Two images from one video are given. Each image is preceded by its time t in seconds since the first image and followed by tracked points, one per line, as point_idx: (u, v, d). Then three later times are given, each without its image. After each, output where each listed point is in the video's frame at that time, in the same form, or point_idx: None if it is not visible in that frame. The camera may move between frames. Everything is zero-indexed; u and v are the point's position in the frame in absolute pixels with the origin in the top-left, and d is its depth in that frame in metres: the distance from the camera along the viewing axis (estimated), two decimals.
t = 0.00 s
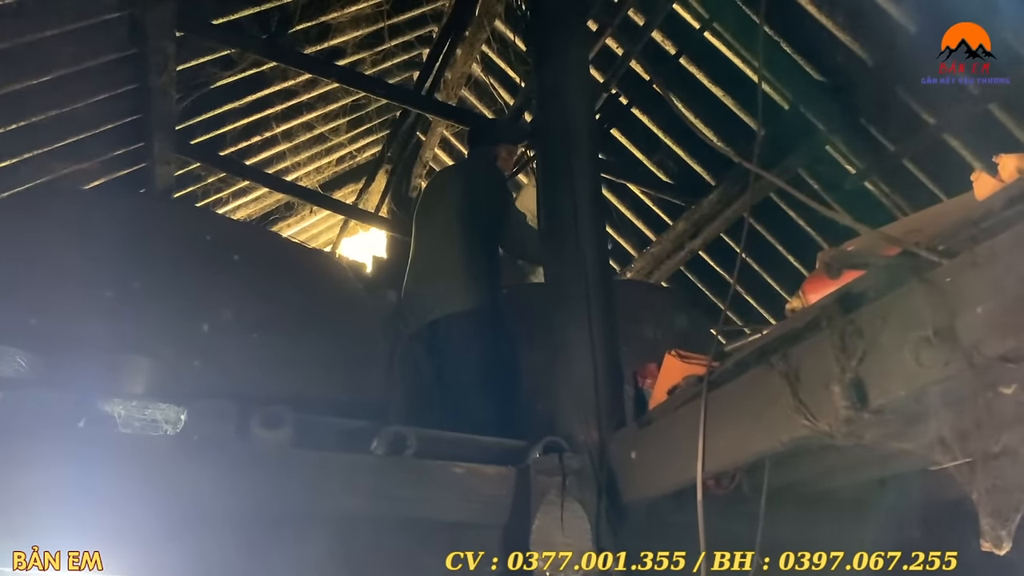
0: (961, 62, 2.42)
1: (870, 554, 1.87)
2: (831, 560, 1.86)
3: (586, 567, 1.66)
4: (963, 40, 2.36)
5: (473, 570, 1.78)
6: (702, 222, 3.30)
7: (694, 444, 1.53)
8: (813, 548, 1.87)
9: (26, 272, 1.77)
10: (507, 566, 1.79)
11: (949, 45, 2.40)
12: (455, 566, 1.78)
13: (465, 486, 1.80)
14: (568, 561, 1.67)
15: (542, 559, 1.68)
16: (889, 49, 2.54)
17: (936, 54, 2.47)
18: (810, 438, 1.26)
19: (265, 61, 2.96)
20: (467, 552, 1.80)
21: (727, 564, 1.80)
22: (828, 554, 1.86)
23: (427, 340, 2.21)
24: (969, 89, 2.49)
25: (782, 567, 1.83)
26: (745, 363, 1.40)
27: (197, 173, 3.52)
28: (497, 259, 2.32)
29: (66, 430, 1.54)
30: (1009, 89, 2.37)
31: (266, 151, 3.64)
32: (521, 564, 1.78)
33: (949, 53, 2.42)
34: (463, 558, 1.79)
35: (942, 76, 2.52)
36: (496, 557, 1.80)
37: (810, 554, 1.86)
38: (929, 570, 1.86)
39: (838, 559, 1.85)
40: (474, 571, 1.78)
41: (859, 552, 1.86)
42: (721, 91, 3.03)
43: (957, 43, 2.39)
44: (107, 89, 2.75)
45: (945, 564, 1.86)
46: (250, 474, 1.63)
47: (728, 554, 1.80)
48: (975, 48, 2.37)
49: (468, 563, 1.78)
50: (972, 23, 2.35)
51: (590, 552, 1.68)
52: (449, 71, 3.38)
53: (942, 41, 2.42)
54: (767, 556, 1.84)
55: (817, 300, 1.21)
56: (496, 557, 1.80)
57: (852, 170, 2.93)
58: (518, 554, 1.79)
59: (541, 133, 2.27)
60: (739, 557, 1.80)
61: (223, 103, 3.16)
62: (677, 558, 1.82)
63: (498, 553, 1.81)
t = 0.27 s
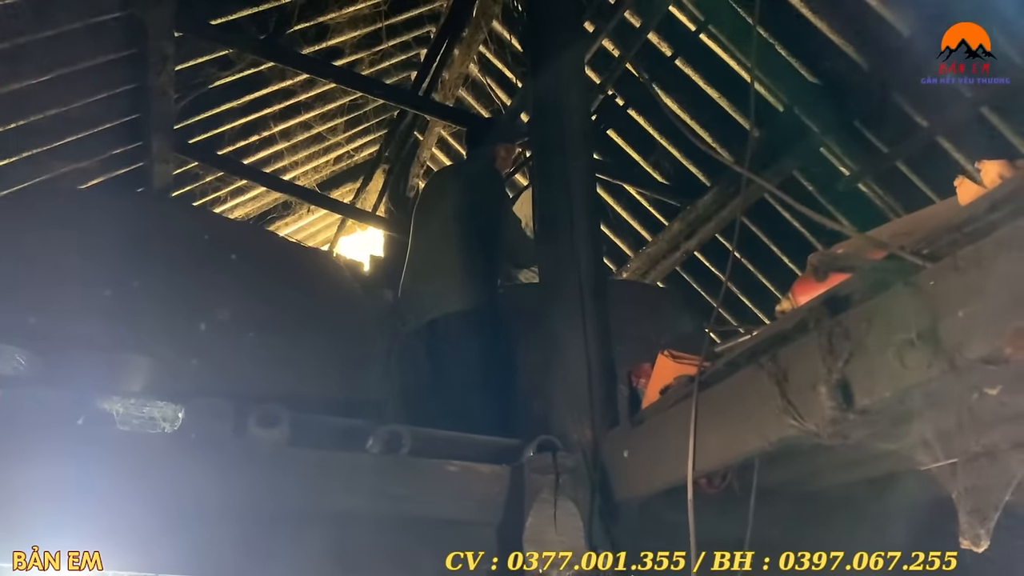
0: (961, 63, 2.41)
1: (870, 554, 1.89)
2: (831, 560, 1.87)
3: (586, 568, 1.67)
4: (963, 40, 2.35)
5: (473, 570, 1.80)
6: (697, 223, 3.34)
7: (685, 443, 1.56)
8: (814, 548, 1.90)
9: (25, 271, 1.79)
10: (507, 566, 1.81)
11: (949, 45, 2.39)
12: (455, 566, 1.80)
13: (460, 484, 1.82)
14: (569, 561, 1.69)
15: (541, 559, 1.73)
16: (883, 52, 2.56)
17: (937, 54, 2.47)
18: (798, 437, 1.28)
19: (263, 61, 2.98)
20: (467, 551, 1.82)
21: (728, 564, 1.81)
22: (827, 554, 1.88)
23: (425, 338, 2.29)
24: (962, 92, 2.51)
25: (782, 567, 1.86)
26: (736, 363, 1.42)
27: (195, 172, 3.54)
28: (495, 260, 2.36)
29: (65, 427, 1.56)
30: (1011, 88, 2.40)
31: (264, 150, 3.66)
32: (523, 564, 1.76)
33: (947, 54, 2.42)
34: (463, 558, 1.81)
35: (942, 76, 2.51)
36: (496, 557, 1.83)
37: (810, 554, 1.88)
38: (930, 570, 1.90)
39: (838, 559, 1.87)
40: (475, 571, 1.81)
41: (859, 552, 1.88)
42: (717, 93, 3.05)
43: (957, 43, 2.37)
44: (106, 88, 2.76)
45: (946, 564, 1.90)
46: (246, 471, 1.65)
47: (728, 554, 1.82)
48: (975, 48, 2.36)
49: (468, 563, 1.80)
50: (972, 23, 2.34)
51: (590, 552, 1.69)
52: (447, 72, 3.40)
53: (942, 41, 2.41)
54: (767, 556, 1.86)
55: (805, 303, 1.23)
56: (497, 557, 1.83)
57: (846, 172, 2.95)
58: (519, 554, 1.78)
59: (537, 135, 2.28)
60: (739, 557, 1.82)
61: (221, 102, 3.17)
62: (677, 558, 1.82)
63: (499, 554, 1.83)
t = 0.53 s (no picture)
0: (961, 62, 2.40)
1: (870, 554, 1.92)
2: (831, 559, 1.90)
3: (586, 567, 1.70)
4: (963, 40, 2.35)
5: (473, 570, 1.83)
6: (689, 223, 3.35)
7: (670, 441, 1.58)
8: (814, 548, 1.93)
9: (19, 270, 1.81)
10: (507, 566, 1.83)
11: (949, 45, 2.39)
12: (455, 566, 1.83)
13: (450, 483, 1.83)
14: (569, 561, 1.70)
15: (541, 559, 1.71)
16: (871, 55, 2.59)
17: (937, 54, 2.47)
18: (781, 437, 1.30)
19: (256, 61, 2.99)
20: (467, 552, 1.85)
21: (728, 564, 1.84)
22: (827, 554, 1.91)
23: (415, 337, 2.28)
24: (948, 95, 2.54)
25: (782, 567, 1.89)
26: (721, 364, 1.44)
27: (189, 171, 3.55)
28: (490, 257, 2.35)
29: (57, 426, 1.56)
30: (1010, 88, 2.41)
31: (257, 150, 3.67)
32: (522, 564, 1.71)
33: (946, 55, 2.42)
34: (463, 559, 1.84)
35: (942, 76, 2.50)
36: (496, 557, 1.82)
37: (810, 554, 1.91)
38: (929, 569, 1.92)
39: (838, 559, 1.90)
40: (474, 571, 1.83)
41: (859, 552, 1.92)
42: (708, 95, 3.08)
43: (957, 43, 2.38)
44: (99, 87, 2.77)
45: (946, 564, 1.95)
46: (235, 470, 1.65)
47: (728, 554, 1.84)
48: (975, 48, 2.36)
49: (468, 563, 1.83)
50: (972, 23, 2.36)
51: (589, 552, 1.71)
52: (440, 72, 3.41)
53: (941, 41, 2.42)
54: (767, 556, 1.89)
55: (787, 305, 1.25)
56: (497, 557, 1.82)
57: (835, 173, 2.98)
58: (519, 554, 1.74)
59: (528, 135, 2.30)
60: (739, 557, 1.85)
61: (214, 102, 3.18)
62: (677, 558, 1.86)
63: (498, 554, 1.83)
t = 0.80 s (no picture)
0: (961, 63, 2.39)
1: (870, 554, 1.96)
2: (831, 559, 1.93)
3: (586, 567, 1.71)
4: (963, 40, 2.31)
5: (473, 570, 1.83)
6: (680, 220, 3.36)
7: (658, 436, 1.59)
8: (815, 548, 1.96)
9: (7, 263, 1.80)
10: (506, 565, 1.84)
11: (950, 45, 2.35)
12: (455, 566, 1.84)
13: (438, 477, 1.84)
14: (568, 561, 1.70)
15: (541, 559, 1.69)
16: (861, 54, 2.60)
17: (936, 54, 2.45)
18: (767, 432, 1.31)
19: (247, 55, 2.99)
20: (467, 552, 1.85)
21: (728, 564, 1.87)
22: (828, 554, 1.94)
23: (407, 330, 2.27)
24: (937, 94, 2.55)
25: (782, 567, 1.91)
26: (709, 359, 1.45)
27: (179, 164, 3.53)
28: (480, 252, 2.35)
29: (45, 418, 1.57)
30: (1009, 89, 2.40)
31: (248, 144, 3.66)
32: (523, 564, 1.70)
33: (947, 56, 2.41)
34: (463, 558, 1.84)
35: (943, 76, 2.49)
36: (496, 557, 1.81)
37: (810, 554, 1.93)
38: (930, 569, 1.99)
39: (839, 559, 1.94)
40: (474, 571, 1.82)
41: (859, 552, 1.95)
42: (700, 92, 3.08)
43: (957, 43, 2.34)
44: (89, 80, 2.75)
45: (947, 564, 2.00)
46: (226, 461, 1.65)
47: (729, 555, 1.88)
48: (975, 47, 2.33)
49: (468, 564, 1.83)
50: (972, 23, 2.31)
51: (590, 552, 1.73)
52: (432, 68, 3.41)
53: (941, 41, 2.39)
54: (767, 556, 1.92)
55: (773, 300, 1.27)
56: (496, 557, 1.81)
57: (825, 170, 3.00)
58: (518, 554, 1.71)
59: (519, 131, 2.30)
60: (739, 557, 1.89)
61: (205, 96, 3.17)
62: (677, 558, 1.83)
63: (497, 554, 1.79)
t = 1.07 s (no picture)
0: (960, 63, 2.37)
1: (870, 555, 1.99)
2: (831, 560, 1.96)
3: (586, 567, 1.72)
4: (963, 40, 2.29)
5: (473, 570, 1.81)
6: (669, 215, 3.37)
7: (647, 428, 1.60)
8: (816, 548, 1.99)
9: None
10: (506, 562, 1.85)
11: (949, 45, 2.33)
12: (454, 565, 1.83)
13: (426, 468, 1.84)
14: (568, 561, 1.71)
15: (541, 559, 1.70)
16: (851, 51, 2.62)
17: (936, 53, 2.44)
18: (756, 424, 1.32)
19: (236, 44, 2.96)
20: (467, 552, 1.83)
21: (728, 564, 1.90)
22: (828, 554, 1.96)
23: (398, 322, 2.29)
24: (926, 92, 2.57)
25: (782, 567, 1.93)
26: (698, 352, 1.46)
27: (167, 153, 3.50)
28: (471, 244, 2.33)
29: (30, 406, 1.54)
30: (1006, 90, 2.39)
31: (237, 134, 3.63)
32: (522, 564, 1.70)
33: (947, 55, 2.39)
34: (463, 558, 1.83)
35: (942, 76, 2.48)
36: (496, 557, 1.73)
37: (811, 554, 1.96)
38: (929, 569, 2.04)
39: (838, 559, 1.96)
40: (474, 571, 1.81)
41: (859, 553, 1.98)
42: (691, 87, 3.09)
43: (956, 43, 2.32)
44: (76, 67, 2.73)
45: (945, 564, 2.05)
46: (211, 452, 1.65)
47: (728, 554, 1.90)
48: (974, 48, 2.30)
49: (468, 564, 1.82)
50: (973, 23, 2.29)
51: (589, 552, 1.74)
52: (423, 59, 3.39)
53: (941, 41, 2.38)
54: (767, 556, 1.93)
55: (765, 294, 1.27)
56: (496, 557, 1.73)
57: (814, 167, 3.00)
58: (518, 553, 1.71)
59: (510, 123, 2.29)
60: (739, 557, 1.91)
61: (194, 85, 3.15)
62: (677, 558, 1.85)
63: (498, 553, 1.73)
